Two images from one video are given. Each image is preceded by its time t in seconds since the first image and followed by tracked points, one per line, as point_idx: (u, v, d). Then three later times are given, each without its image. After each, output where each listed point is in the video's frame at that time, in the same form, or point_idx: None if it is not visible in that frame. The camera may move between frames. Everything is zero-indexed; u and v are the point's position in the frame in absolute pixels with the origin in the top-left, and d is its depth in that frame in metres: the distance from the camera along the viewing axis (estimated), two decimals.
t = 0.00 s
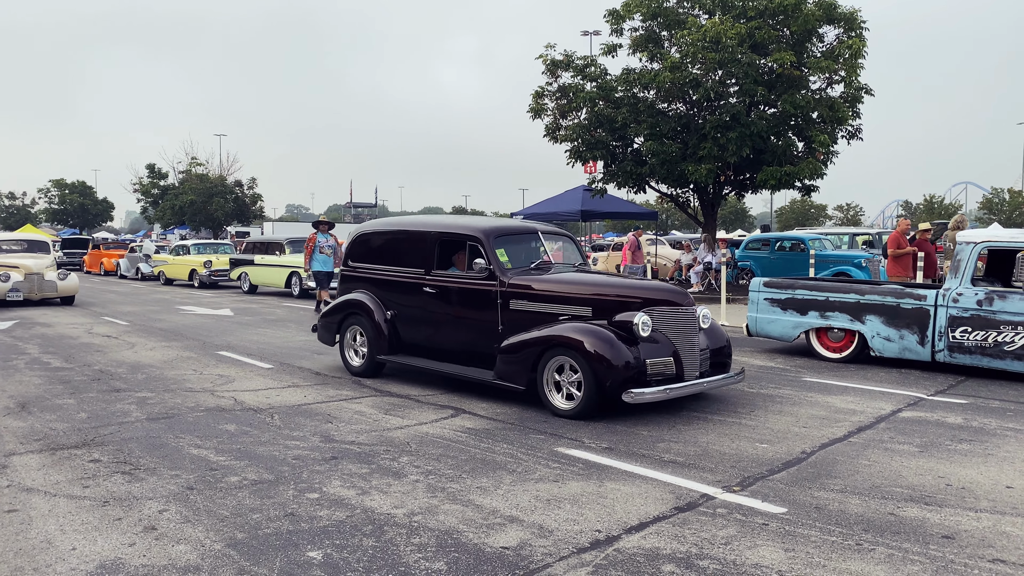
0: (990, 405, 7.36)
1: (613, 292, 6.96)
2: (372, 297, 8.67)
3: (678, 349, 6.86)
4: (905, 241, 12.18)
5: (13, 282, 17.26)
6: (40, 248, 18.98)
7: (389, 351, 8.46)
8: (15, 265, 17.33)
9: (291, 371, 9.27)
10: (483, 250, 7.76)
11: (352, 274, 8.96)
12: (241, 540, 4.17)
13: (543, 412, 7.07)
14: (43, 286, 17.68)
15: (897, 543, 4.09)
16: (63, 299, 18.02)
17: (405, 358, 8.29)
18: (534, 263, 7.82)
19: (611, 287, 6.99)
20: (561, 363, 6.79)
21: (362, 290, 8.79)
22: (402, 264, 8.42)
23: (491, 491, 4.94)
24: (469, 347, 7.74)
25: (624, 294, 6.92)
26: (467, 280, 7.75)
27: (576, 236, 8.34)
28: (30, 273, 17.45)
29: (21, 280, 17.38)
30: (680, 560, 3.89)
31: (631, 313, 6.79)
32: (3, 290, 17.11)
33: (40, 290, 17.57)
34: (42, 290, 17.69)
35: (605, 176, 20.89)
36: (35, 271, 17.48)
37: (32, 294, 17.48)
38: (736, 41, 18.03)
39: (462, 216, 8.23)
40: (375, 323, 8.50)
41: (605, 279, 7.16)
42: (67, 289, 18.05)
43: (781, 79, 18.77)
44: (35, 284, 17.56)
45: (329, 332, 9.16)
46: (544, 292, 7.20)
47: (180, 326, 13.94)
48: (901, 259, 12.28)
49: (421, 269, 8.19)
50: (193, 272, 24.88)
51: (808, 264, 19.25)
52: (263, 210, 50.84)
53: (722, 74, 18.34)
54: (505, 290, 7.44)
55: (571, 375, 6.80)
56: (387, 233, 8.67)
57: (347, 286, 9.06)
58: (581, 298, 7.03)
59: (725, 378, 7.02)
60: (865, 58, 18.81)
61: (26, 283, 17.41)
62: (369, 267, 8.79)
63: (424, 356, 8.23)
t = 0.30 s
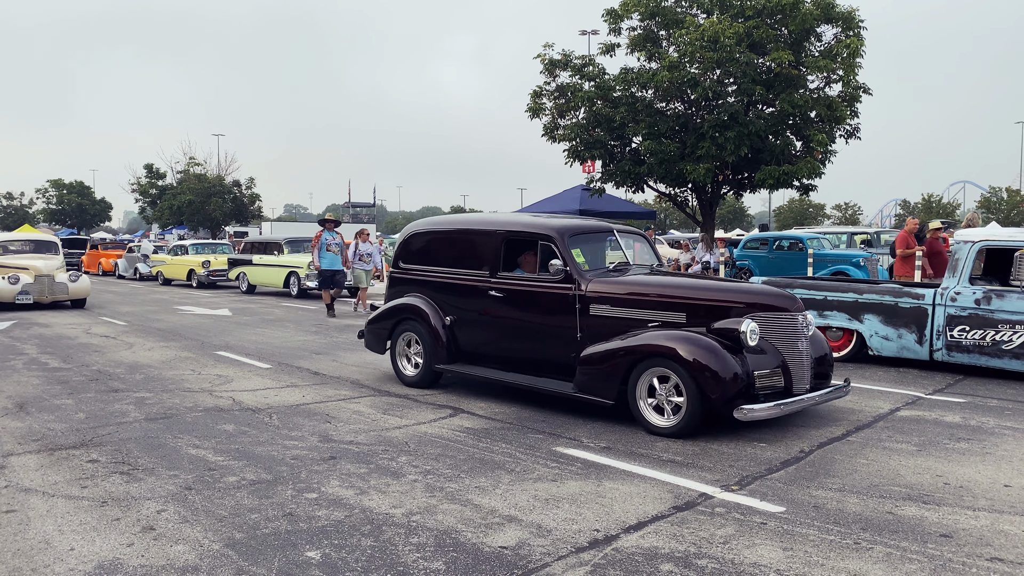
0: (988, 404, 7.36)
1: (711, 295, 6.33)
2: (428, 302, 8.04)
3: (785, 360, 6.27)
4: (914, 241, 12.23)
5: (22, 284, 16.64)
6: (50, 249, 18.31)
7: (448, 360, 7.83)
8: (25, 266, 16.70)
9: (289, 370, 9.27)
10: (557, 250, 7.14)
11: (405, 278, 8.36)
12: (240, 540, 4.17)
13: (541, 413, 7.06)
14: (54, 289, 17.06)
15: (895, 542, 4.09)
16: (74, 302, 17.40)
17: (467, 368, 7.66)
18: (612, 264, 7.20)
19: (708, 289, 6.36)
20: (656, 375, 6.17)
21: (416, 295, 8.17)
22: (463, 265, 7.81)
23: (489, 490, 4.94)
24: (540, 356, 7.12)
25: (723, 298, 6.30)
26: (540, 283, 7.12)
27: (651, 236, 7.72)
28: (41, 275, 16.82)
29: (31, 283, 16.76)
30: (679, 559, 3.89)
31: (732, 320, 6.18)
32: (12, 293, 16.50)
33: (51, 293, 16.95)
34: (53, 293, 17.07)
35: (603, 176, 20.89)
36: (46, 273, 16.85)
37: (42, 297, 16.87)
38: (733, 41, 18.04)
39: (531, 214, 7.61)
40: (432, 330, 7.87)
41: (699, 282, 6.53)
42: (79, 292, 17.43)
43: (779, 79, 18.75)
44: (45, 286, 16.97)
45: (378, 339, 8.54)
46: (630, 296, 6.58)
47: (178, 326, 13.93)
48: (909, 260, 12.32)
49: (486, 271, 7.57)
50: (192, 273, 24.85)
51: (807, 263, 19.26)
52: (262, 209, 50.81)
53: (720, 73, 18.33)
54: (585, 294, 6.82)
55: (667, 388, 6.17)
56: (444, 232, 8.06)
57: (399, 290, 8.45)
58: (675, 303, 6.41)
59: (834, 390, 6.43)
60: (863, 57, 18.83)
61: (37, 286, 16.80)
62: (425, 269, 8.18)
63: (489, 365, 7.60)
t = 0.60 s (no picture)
0: (989, 402, 7.36)
1: (836, 300, 5.64)
2: (497, 307, 7.40)
3: (924, 371, 5.61)
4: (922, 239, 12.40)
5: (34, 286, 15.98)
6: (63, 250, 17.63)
7: (521, 371, 7.19)
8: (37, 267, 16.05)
9: (288, 370, 9.26)
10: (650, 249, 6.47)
11: (469, 280, 7.71)
12: (239, 539, 4.17)
13: (542, 412, 7.06)
14: (67, 291, 16.37)
15: (894, 540, 4.09)
16: (88, 304, 16.68)
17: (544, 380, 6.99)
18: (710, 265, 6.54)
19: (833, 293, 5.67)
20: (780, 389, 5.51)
21: (484, 298, 7.53)
22: (539, 266, 7.17)
23: (489, 489, 4.94)
24: (629, 366, 6.47)
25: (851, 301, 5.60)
26: (631, 285, 6.47)
27: (743, 235, 7.09)
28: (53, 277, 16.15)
29: (43, 285, 16.09)
30: (678, 558, 3.89)
31: (863, 327, 5.49)
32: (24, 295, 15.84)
33: (64, 295, 16.27)
34: (66, 296, 16.38)
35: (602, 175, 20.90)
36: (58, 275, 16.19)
37: (55, 301, 16.18)
38: (732, 39, 18.04)
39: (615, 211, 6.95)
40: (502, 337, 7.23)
41: (819, 284, 5.85)
42: (93, 294, 16.72)
43: (778, 77, 18.75)
44: (57, 288, 16.37)
45: (438, 349, 7.89)
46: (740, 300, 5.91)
47: (177, 326, 13.93)
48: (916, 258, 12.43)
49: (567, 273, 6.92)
50: (191, 272, 24.86)
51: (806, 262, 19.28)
52: (261, 209, 50.76)
53: (719, 72, 18.33)
54: (685, 298, 6.15)
55: (796, 405, 5.49)
56: (516, 230, 7.41)
57: (462, 296, 7.80)
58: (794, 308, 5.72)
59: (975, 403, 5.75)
60: (861, 56, 18.83)
61: (49, 288, 16.12)
62: (492, 271, 7.54)
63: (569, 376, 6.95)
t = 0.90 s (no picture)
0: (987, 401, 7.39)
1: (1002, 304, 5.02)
2: (585, 313, 6.73)
3: None
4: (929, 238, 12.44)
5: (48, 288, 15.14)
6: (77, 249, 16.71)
7: (613, 384, 6.50)
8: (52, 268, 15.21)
9: (288, 370, 9.25)
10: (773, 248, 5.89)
11: (549, 283, 7.05)
12: (238, 538, 4.16)
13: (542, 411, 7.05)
14: (82, 293, 15.52)
15: (894, 539, 4.10)
16: (104, 307, 15.82)
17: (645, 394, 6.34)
18: (836, 267, 5.96)
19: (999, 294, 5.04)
20: (945, 407, 4.89)
21: (569, 304, 6.86)
22: (633, 268, 6.55)
23: (488, 488, 4.94)
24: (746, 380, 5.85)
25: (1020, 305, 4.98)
26: (751, 288, 5.88)
27: (855, 230, 6.51)
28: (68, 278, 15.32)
29: (59, 287, 15.26)
30: (677, 556, 3.89)
31: None
32: (39, 298, 15.01)
33: (80, 298, 15.44)
34: (82, 298, 15.54)
35: (601, 173, 20.90)
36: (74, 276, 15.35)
37: (71, 304, 15.34)
38: (731, 38, 18.04)
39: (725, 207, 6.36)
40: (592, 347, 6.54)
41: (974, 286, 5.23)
42: (110, 296, 15.89)
43: (777, 76, 18.75)
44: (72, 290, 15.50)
45: (510, 358, 7.19)
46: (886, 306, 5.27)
47: (177, 325, 13.93)
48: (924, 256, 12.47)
49: (671, 275, 6.29)
50: (190, 272, 24.84)
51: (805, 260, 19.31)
52: (259, 208, 50.71)
53: (719, 70, 18.32)
54: (818, 303, 5.55)
55: (962, 423, 4.87)
56: (604, 228, 6.78)
57: (540, 301, 7.12)
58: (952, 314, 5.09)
59: None
60: (860, 54, 18.82)
61: (65, 290, 15.29)
62: (576, 273, 6.90)
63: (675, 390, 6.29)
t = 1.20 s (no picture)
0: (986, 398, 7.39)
1: None
2: (695, 318, 6.03)
3: None
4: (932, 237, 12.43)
5: (66, 290, 14.41)
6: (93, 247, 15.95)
7: (732, 399, 5.83)
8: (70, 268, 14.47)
9: (287, 369, 9.23)
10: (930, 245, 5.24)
11: (650, 285, 6.34)
12: (238, 537, 4.16)
13: (543, 410, 7.08)
14: (101, 295, 14.77)
15: (894, 537, 4.10)
16: (123, 309, 15.00)
17: (770, 410, 5.67)
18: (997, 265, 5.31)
19: None
20: None
21: (675, 307, 6.17)
22: (755, 268, 5.88)
23: (488, 487, 4.94)
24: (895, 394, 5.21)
25: None
26: (905, 291, 5.22)
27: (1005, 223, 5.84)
28: (86, 279, 14.57)
29: (76, 289, 14.52)
30: (677, 555, 3.90)
31: None
32: (56, 301, 14.28)
33: (99, 300, 14.71)
34: (101, 300, 14.80)
35: (601, 172, 20.91)
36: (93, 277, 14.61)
37: (89, 306, 14.60)
38: (731, 36, 18.02)
39: (864, 199, 5.69)
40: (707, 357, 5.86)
41: None
42: (129, 298, 15.14)
43: (776, 74, 18.74)
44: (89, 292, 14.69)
45: (606, 369, 6.48)
46: None
47: (177, 324, 13.93)
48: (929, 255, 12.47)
49: (806, 277, 5.62)
50: (189, 271, 24.84)
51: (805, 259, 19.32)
52: (259, 207, 50.69)
53: (718, 69, 18.31)
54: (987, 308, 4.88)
55: None
56: (720, 223, 6.08)
57: (638, 305, 6.42)
58: None
59: None
60: (859, 52, 18.80)
61: (83, 292, 14.54)
62: (684, 271, 6.22)
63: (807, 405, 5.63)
